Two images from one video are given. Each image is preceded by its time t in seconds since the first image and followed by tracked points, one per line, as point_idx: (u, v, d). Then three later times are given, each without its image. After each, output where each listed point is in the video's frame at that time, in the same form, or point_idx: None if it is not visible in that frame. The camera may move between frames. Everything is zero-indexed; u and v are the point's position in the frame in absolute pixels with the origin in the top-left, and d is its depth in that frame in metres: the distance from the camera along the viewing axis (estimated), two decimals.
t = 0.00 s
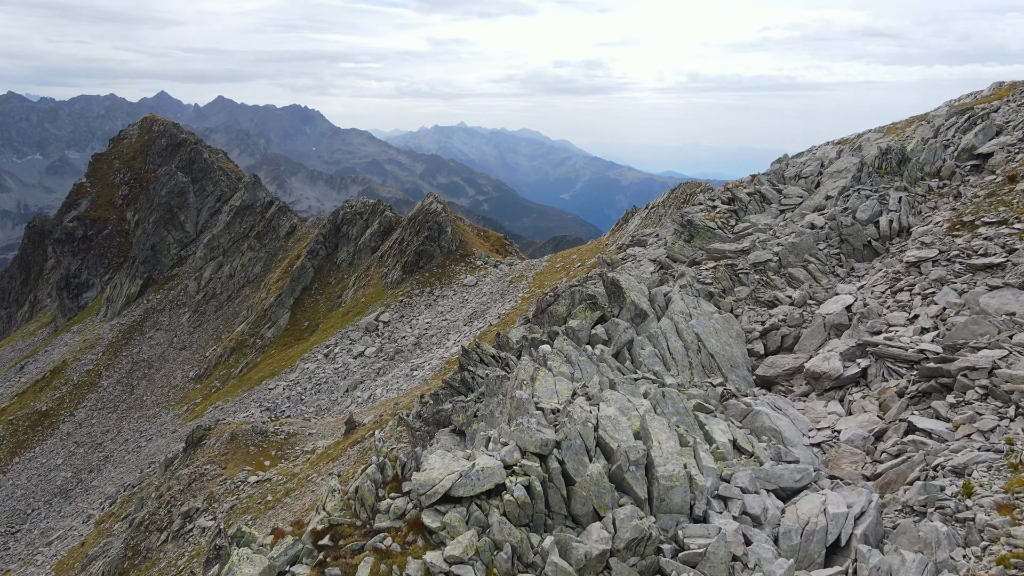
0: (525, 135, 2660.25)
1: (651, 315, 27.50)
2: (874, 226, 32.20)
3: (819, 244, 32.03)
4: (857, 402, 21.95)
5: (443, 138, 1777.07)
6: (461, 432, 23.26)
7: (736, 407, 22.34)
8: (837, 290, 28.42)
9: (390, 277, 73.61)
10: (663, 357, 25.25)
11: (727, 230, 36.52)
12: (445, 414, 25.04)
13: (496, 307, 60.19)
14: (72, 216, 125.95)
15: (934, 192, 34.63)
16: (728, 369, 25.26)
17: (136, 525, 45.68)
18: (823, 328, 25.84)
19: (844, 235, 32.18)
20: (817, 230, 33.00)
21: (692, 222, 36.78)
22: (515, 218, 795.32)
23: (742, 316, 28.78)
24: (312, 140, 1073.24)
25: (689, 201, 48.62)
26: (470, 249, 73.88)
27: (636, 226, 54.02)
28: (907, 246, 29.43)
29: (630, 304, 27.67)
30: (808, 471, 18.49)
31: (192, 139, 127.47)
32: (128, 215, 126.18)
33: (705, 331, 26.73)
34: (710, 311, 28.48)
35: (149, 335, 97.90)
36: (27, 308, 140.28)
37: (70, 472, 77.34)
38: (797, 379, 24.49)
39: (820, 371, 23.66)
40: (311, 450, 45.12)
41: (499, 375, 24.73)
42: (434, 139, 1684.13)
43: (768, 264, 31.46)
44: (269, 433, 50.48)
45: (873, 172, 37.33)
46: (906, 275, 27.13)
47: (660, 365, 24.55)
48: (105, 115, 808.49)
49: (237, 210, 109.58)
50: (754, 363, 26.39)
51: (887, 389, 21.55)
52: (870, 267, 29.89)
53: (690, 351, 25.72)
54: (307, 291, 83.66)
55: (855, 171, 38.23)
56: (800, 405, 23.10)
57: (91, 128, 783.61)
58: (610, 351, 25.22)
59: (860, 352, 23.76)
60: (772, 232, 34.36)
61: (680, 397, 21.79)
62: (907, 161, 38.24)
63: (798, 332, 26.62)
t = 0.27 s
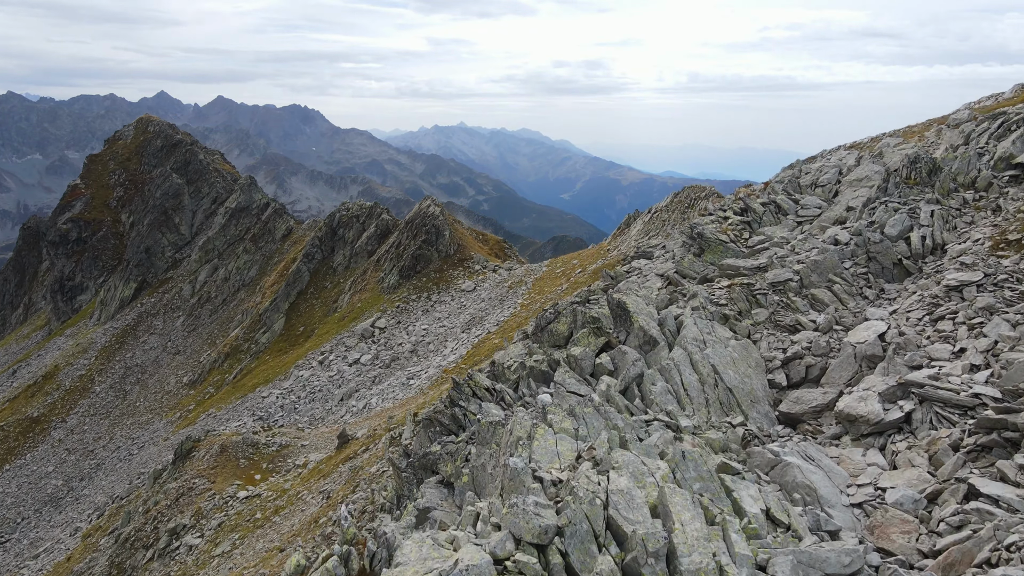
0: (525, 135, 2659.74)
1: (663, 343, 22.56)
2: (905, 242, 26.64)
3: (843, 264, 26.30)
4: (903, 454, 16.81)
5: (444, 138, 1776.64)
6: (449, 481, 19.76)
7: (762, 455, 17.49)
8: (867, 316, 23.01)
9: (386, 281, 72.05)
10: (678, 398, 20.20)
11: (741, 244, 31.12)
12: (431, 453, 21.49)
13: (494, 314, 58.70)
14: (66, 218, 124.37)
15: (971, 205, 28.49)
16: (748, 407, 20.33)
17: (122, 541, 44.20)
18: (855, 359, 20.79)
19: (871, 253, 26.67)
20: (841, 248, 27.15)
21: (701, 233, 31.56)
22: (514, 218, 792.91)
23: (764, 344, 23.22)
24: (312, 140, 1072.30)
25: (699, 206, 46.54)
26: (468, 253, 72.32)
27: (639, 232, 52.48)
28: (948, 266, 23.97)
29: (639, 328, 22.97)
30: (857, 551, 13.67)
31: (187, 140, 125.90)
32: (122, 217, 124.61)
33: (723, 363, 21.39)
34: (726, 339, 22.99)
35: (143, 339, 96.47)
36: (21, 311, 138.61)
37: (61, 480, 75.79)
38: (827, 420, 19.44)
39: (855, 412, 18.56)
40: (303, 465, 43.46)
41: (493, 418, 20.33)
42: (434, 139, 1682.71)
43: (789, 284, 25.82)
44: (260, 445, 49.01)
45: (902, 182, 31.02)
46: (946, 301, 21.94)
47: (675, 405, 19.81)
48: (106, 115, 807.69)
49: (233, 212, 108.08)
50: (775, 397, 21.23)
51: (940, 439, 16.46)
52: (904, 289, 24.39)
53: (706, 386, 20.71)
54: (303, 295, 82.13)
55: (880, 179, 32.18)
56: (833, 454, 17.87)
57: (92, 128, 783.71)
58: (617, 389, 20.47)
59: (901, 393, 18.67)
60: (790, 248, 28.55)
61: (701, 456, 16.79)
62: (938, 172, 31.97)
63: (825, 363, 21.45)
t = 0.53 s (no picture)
0: (524, 135, 2656.57)
1: (677, 379, 19.56)
2: (944, 264, 22.37)
3: (875, 287, 22.36)
4: (965, 525, 13.28)
5: (444, 138, 1775.44)
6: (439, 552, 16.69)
7: (797, 519, 14.21)
8: (905, 349, 19.14)
9: (383, 287, 70.50)
10: (697, 446, 17.22)
11: (756, 262, 27.21)
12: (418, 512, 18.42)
13: (493, 322, 57.24)
14: (60, 220, 122.75)
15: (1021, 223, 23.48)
16: (777, 455, 17.20)
17: (107, 559, 42.48)
18: (895, 400, 17.25)
19: (905, 275, 22.52)
20: (871, 268, 23.14)
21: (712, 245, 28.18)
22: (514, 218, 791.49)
23: (788, 377, 19.90)
24: (312, 140, 1070.20)
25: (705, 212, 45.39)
26: (466, 258, 70.80)
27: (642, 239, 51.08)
28: (998, 293, 19.66)
29: (650, 361, 19.95)
30: None
31: (182, 142, 124.49)
32: (117, 219, 123.13)
33: (746, 405, 18.47)
34: (748, 374, 19.85)
35: (136, 344, 94.85)
36: (15, 314, 136.91)
37: (51, 488, 74.05)
38: (866, 469, 16.14)
39: (904, 467, 14.98)
40: (294, 481, 41.78)
41: (489, 480, 16.71)
42: (434, 139, 1680.60)
43: (812, 311, 21.99)
44: (251, 457, 47.36)
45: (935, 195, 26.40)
46: (997, 334, 17.88)
47: (696, 456, 16.74)
48: (105, 115, 806.11)
49: (228, 215, 106.55)
50: (804, 443, 17.90)
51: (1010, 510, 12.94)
52: (945, 319, 20.20)
53: (730, 434, 17.79)
54: (298, 300, 80.56)
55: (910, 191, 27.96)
56: (876, 517, 14.44)
57: (91, 128, 781.97)
58: (629, 437, 17.55)
59: (956, 446, 14.95)
60: (813, 267, 24.80)
61: (732, 533, 13.43)
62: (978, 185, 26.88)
63: (860, 403, 17.88)
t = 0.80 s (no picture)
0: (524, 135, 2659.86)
1: (696, 423, 16.58)
2: (994, 292, 18.13)
3: (917, 316, 18.42)
4: None
5: (444, 138, 1776.53)
6: None
7: None
8: (963, 392, 15.32)
9: (380, 293, 68.95)
10: (726, 513, 14.23)
11: (775, 282, 23.34)
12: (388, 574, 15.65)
13: (491, 330, 55.84)
14: (53, 223, 121.02)
15: None
16: (816, 520, 14.21)
17: None
18: (954, 454, 14.00)
19: (952, 303, 18.30)
20: (910, 295, 19.05)
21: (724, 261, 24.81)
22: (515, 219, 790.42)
23: (820, 421, 16.63)
24: (312, 141, 1070.17)
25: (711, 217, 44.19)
26: (464, 263, 69.38)
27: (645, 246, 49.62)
28: None
29: (663, 403, 17.11)
30: None
31: (178, 143, 123.03)
32: (112, 222, 121.69)
33: (778, 457, 15.46)
34: (775, 417, 16.78)
35: (130, 349, 93.35)
36: (10, 317, 135.33)
37: (42, 498, 72.40)
38: (920, 538, 13.04)
39: (974, 545, 11.61)
40: (285, 499, 40.19)
41: (481, 565, 13.48)
42: (433, 139, 1679.62)
43: (844, 344, 18.39)
44: (242, 472, 45.87)
45: (984, 214, 21.43)
46: None
47: (726, 528, 13.75)
48: (105, 116, 805.17)
49: (223, 218, 104.94)
50: (842, 504, 14.83)
51: None
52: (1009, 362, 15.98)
53: (761, 495, 14.78)
54: (294, 304, 78.99)
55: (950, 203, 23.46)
56: None
57: (91, 128, 781.88)
58: (639, 500, 14.70)
59: None
60: (842, 290, 20.92)
61: None
62: None
63: (911, 455, 14.61)
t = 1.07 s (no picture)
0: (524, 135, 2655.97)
1: (725, 477, 14.14)
2: None
3: (969, 352, 16.25)
4: None
5: (444, 138, 1773.02)
6: None
7: None
8: None
9: (377, 299, 67.41)
10: None
11: (801, 304, 21.21)
12: None
13: (491, 338, 54.31)
14: (47, 225, 119.43)
15: None
16: None
17: None
18: None
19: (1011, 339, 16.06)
20: (958, 328, 16.93)
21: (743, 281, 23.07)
22: (515, 219, 789.02)
23: (863, 474, 14.50)
24: (311, 140, 1067.29)
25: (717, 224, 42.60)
26: (463, 268, 67.80)
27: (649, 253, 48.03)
28: None
29: (687, 453, 14.60)
30: None
31: (173, 144, 121.47)
32: (107, 224, 120.00)
33: (821, 526, 12.89)
34: (813, 471, 14.55)
35: (124, 354, 91.70)
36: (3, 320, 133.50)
37: (32, 507, 70.68)
38: None
39: None
40: (276, 517, 38.66)
41: None
42: (433, 139, 1677.19)
43: (888, 382, 16.27)
44: (232, 487, 44.29)
45: None
46: None
47: None
48: (104, 115, 802.63)
49: (219, 220, 103.34)
50: None
51: None
52: None
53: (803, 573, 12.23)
54: (289, 310, 77.45)
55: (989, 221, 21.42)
56: None
57: (90, 128, 778.74)
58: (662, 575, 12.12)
59: None
60: (877, 319, 18.80)
61: None
62: None
63: (977, 523, 12.39)
